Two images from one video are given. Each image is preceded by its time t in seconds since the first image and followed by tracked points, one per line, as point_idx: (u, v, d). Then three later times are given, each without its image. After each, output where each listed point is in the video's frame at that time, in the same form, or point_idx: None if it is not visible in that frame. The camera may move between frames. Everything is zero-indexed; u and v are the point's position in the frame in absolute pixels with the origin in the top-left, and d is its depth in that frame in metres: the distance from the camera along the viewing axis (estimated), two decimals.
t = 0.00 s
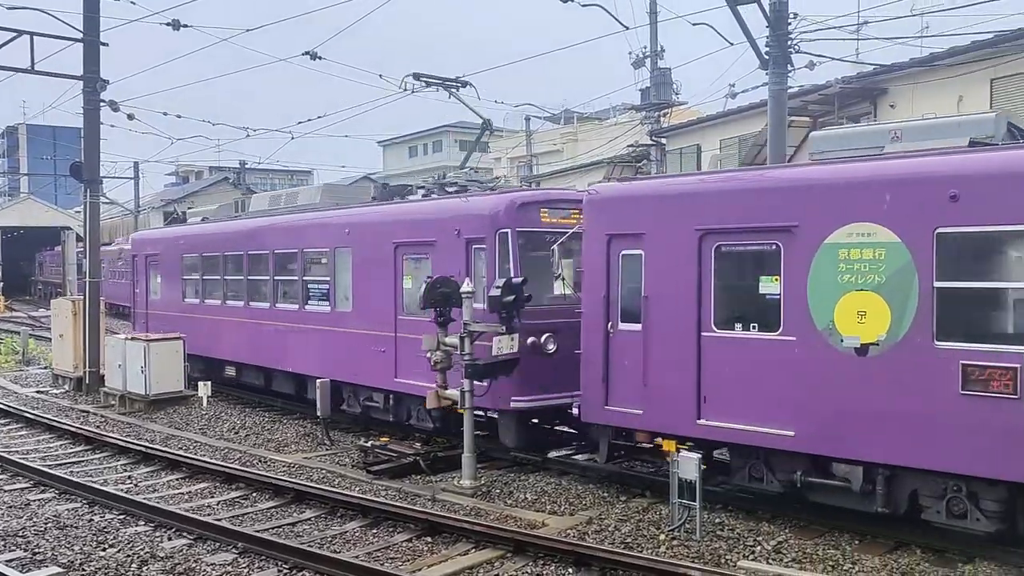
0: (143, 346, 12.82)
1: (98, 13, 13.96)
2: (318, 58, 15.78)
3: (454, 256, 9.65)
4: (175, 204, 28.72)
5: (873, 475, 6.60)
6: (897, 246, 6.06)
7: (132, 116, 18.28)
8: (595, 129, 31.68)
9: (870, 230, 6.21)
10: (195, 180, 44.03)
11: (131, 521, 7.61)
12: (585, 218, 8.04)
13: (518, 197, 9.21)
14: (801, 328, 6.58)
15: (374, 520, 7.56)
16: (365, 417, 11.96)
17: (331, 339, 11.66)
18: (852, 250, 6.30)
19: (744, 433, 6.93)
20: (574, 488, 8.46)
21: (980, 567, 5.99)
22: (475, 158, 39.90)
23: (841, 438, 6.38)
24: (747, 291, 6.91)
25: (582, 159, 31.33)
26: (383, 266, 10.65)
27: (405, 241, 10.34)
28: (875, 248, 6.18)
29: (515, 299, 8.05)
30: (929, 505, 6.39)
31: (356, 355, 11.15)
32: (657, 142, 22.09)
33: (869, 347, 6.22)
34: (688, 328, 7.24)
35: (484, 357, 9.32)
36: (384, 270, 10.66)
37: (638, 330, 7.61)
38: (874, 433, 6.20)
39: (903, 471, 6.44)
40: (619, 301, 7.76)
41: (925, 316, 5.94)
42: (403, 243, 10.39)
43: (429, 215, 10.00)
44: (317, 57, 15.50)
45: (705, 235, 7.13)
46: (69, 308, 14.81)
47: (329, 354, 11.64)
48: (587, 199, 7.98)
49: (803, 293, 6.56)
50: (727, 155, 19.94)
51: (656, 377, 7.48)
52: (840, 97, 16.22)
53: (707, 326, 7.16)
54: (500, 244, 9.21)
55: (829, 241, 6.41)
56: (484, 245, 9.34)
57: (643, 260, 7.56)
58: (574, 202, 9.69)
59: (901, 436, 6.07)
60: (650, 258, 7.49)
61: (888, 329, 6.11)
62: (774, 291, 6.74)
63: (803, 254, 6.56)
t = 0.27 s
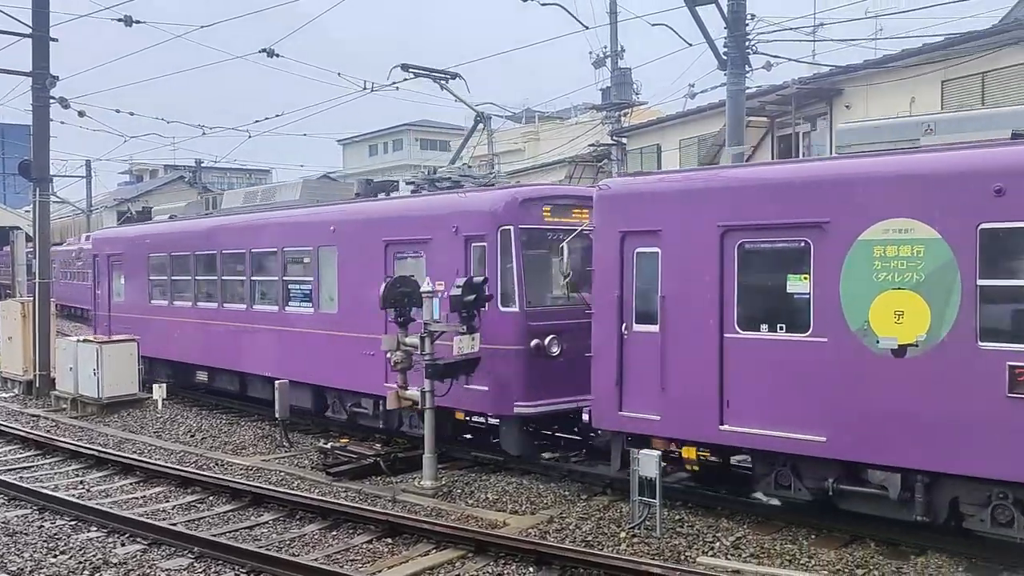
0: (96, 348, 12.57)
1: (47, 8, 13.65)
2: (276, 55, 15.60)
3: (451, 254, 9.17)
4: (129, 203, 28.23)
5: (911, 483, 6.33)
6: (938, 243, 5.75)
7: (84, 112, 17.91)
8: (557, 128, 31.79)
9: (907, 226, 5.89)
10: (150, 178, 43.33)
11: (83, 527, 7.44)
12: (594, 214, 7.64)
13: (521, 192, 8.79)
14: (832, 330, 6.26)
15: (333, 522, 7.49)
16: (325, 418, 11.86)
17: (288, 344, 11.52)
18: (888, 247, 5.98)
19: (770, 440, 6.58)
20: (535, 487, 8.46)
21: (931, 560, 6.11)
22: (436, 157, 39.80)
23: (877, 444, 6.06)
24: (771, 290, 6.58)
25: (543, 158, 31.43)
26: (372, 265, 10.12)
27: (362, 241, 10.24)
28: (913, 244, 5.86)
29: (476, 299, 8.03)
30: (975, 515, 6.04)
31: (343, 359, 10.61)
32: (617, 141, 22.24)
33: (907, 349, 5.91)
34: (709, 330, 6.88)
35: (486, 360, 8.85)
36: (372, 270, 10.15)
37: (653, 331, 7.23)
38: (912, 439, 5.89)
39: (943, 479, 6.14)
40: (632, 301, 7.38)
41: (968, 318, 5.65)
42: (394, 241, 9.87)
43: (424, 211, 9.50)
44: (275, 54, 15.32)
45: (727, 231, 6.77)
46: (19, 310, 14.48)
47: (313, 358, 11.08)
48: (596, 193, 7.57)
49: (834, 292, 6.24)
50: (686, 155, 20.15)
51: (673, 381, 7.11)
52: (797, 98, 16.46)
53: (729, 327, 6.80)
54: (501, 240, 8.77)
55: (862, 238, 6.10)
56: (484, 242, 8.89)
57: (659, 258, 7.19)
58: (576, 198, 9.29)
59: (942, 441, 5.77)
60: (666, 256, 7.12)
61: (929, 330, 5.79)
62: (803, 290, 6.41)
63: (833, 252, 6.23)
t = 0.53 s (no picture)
0: (41, 350, 12.27)
1: None
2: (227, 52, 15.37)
3: (447, 251, 8.79)
4: (74, 202, 27.60)
5: (948, 489, 6.07)
6: (976, 239, 5.55)
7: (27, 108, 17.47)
8: (513, 128, 31.83)
9: (943, 221, 5.69)
10: (98, 176, 42.43)
11: (27, 534, 7.24)
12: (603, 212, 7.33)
13: (526, 187, 8.46)
14: (864, 330, 6.02)
15: (287, 524, 7.40)
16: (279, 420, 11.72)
17: (244, 346, 11.41)
18: (923, 243, 5.76)
19: (798, 445, 6.32)
20: (491, 487, 8.45)
21: (880, 552, 6.23)
22: (392, 155, 39.59)
23: (913, 449, 5.84)
24: (797, 290, 6.34)
25: (499, 157, 31.44)
26: (362, 264, 9.70)
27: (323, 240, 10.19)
28: (949, 241, 5.66)
29: (431, 298, 7.99)
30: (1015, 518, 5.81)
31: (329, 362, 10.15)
32: (573, 140, 22.34)
33: (943, 349, 5.70)
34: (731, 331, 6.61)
35: (486, 363, 8.48)
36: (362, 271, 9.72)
37: (670, 333, 6.94)
38: (951, 442, 5.67)
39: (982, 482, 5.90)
40: (646, 301, 7.07)
41: (1009, 317, 5.46)
42: (386, 238, 9.45)
43: (420, 207, 9.11)
44: (226, 51, 15.10)
45: (750, 227, 6.53)
46: None
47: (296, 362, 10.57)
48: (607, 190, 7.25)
49: (867, 291, 6.00)
50: (641, 154, 20.31)
51: (693, 384, 6.81)
52: (749, 99, 16.68)
53: (752, 328, 6.55)
54: (502, 238, 8.42)
55: (894, 234, 5.88)
56: (483, 240, 8.53)
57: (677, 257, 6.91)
58: (577, 194, 8.98)
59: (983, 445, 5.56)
60: (684, 254, 6.85)
61: (968, 329, 5.59)
62: (831, 289, 6.19)
63: (865, 249, 6.00)
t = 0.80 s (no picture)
0: None
1: None
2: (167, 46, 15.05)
3: (440, 249, 8.37)
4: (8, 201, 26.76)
5: (982, 493, 5.92)
6: (1009, 235, 5.43)
7: None
8: (462, 126, 31.75)
9: (973, 217, 5.57)
10: (34, 174, 41.23)
11: None
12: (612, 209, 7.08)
13: (525, 181, 8.10)
14: (889, 329, 5.88)
15: (232, 528, 7.27)
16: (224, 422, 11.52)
17: (189, 347, 11.18)
18: (954, 240, 5.63)
19: (822, 447, 6.14)
20: (440, 486, 8.42)
21: (824, 544, 6.35)
22: (340, 154, 39.21)
23: (942, 450, 5.71)
24: (818, 288, 6.18)
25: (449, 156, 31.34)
26: (345, 263, 9.22)
27: (271, 238, 10.06)
28: (981, 237, 5.53)
29: (379, 297, 7.93)
30: None
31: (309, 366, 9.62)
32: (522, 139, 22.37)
33: (976, 349, 5.57)
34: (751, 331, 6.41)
35: (483, 366, 8.08)
36: (345, 270, 9.22)
37: (685, 334, 6.72)
38: (983, 443, 5.56)
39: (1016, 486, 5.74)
40: (658, 301, 6.85)
41: None
42: (372, 236, 8.98)
43: (409, 202, 8.65)
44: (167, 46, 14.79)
45: (769, 223, 6.33)
46: None
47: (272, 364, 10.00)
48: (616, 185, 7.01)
49: (893, 289, 5.86)
50: (589, 153, 20.43)
51: (709, 386, 6.61)
52: (696, 98, 16.86)
53: (770, 327, 6.37)
54: (501, 235, 8.02)
55: (923, 231, 5.75)
56: (480, 237, 8.12)
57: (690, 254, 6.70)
58: (573, 191, 8.66)
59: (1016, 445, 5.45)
60: (698, 252, 6.64)
61: (1001, 328, 5.47)
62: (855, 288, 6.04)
63: (891, 247, 5.86)
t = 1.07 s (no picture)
0: None
1: None
2: (98, 40, 14.63)
3: (431, 246, 7.94)
4: None
5: (1008, 494, 5.84)
6: None
7: None
8: (405, 124, 31.56)
9: (999, 213, 5.48)
10: None
11: None
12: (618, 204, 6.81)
13: (522, 175, 7.72)
14: (912, 328, 5.75)
15: (167, 534, 7.09)
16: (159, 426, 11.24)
17: (124, 349, 10.88)
18: (980, 237, 5.54)
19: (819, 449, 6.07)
20: (382, 487, 8.34)
21: (764, 538, 6.46)
22: (281, 151, 38.62)
23: (971, 451, 5.60)
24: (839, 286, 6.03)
25: (392, 154, 31.11)
26: (327, 261, 8.72)
27: (208, 237, 9.82)
28: (1009, 234, 5.44)
29: (319, 297, 7.81)
30: None
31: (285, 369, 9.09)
32: (466, 138, 22.33)
33: (1004, 347, 5.48)
34: (768, 330, 6.23)
35: (477, 368, 7.67)
36: (326, 268, 8.72)
37: (697, 334, 6.50)
38: (1006, 441, 5.49)
39: None
40: (667, 300, 6.62)
41: None
42: (355, 233, 8.50)
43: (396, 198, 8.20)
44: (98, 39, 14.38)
45: (787, 219, 6.16)
46: None
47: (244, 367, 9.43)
48: (623, 180, 6.73)
49: (917, 287, 5.73)
50: (532, 152, 20.49)
51: (723, 389, 6.40)
52: (638, 99, 17.03)
53: (787, 327, 6.19)
54: (498, 231, 7.63)
55: (948, 227, 5.64)
56: (476, 233, 7.71)
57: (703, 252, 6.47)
58: (568, 187, 8.30)
59: None
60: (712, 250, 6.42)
61: None
62: (877, 286, 5.90)
63: (914, 244, 5.73)
